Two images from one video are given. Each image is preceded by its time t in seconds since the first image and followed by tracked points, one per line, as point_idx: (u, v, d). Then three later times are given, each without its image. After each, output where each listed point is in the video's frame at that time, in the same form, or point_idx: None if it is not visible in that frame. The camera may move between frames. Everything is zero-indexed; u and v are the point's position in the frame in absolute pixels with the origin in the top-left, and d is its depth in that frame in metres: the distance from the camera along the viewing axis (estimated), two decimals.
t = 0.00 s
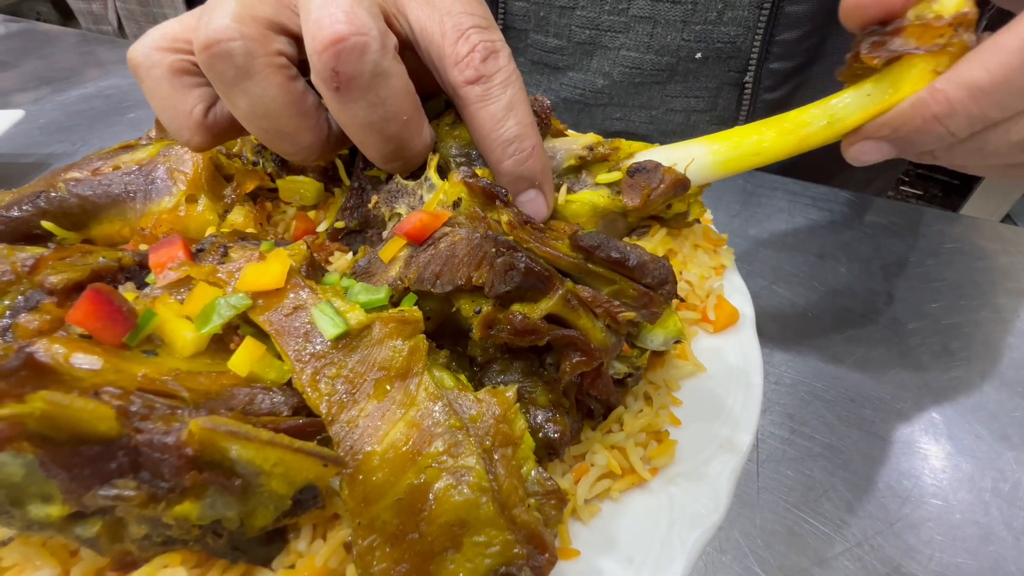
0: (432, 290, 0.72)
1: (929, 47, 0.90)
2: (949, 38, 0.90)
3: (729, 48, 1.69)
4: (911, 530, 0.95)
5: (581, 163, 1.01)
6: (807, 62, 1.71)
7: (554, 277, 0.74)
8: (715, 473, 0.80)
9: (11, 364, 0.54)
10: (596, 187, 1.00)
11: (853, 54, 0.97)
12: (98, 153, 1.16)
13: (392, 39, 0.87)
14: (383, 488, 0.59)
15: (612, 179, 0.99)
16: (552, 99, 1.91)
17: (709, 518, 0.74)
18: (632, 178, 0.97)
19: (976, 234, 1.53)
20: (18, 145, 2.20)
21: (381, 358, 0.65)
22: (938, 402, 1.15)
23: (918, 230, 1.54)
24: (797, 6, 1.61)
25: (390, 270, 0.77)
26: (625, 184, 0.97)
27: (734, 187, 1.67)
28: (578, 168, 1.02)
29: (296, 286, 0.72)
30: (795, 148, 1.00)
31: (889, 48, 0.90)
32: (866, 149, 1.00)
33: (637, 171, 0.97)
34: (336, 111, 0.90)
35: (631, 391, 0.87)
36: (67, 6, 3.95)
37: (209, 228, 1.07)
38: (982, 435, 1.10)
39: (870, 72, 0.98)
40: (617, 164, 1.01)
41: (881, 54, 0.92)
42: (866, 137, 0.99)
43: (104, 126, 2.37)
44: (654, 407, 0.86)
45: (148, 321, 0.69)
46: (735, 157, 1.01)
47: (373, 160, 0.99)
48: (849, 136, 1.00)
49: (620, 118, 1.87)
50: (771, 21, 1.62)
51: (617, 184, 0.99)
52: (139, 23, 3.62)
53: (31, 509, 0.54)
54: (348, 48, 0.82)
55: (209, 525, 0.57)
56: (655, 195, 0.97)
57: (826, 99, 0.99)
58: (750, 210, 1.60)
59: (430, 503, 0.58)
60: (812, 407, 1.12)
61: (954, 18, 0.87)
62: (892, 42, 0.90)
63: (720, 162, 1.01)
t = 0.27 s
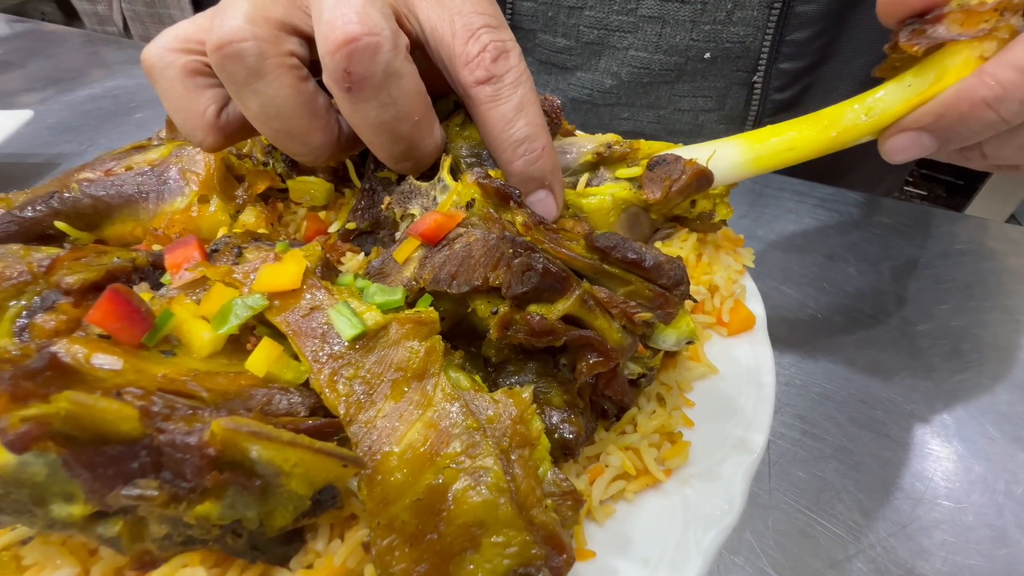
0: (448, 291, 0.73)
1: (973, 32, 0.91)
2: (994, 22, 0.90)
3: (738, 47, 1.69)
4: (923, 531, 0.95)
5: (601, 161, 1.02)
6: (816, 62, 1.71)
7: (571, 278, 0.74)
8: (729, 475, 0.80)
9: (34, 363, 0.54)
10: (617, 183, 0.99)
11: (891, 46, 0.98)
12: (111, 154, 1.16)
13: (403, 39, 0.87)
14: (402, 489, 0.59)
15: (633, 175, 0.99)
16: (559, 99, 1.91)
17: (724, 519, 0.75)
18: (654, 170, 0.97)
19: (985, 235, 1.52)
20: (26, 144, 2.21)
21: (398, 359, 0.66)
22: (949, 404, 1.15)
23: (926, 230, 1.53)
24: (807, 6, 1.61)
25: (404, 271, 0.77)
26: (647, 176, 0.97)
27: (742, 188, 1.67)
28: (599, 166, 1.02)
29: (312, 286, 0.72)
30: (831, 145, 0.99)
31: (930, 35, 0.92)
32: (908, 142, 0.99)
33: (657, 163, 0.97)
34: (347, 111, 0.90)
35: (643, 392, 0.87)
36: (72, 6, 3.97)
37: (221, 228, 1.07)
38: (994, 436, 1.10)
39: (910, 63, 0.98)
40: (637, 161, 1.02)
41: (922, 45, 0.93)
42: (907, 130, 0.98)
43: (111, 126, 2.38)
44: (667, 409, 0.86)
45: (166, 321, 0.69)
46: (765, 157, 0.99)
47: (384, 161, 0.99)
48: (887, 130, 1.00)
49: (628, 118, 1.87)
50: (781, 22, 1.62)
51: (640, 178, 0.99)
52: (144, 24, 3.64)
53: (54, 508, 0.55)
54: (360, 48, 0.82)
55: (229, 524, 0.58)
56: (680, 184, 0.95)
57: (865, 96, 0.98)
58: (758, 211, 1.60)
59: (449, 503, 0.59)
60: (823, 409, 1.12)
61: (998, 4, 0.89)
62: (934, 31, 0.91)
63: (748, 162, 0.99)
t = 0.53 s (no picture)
0: (473, 293, 0.74)
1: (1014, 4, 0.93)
2: None
3: (748, 48, 1.69)
4: (939, 532, 0.95)
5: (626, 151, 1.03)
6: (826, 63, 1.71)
7: (595, 280, 0.75)
8: (747, 476, 0.80)
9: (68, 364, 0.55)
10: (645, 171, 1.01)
11: (930, 24, 1.01)
12: (129, 156, 1.18)
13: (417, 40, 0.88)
14: (430, 488, 0.60)
15: (659, 164, 1.01)
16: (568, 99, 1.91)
17: (743, 520, 0.75)
18: (681, 159, 0.99)
19: (994, 235, 1.53)
20: (38, 145, 2.23)
21: (423, 359, 0.66)
22: (962, 405, 1.15)
23: (936, 232, 1.54)
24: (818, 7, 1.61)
25: (426, 272, 0.78)
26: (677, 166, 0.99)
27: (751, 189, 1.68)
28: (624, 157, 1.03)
29: (337, 288, 0.73)
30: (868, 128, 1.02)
31: (969, 10, 0.94)
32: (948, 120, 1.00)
33: (683, 152, 1.00)
34: (360, 110, 0.90)
35: (661, 392, 0.87)
36: (79, 7, 3.99)
37: (239, 230, 1.08)
38: (1007, 438, 1.10)
39: (950, 38, 1.01)
40: (662, 150, 1.03)
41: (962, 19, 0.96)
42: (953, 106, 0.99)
43: (120, 127, 2.39)
44: (685, 409, 0.86)
45: (193, 322, 0.70)
46: (799, 143, 1.03)
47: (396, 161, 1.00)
48: (931, 107, 1.01)
49: (637, 119, 1.88)
50: (791, 23, 1.63)
51: (667, 166, 1.01)
52: (151, 26, 3.66)
53: (90, 506, 0.56)
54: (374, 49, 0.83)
55: (260, 523, 0.59)
56: (709, 171, 0.98)
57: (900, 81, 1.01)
58: (768, 212, 1.60)
59: (476, 502, 0.60)
60: (836, 410, 1.12)
61: None
62: (974, 5, 0.94)
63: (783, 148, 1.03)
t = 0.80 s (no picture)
0: (477, 281, 0.73)
1: None
2: None
3: (753, 45, 1.68)
4: (945, 530, 0.94)
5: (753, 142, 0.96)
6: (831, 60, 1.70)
7: (600, 264, 0.74)
8: (751, 471, 0.80)
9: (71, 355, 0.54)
10: (778, 166, 0.94)
11: None
12: (131, 151, 1.19)
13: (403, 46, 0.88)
14: (435, 479, 0.60)
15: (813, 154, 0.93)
16: (572, 96, 1.91)
17: (747, 515, 0.75)
18: (831, 159, 0.91)
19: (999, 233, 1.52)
20: (41, 143, 2.23)
21: (426, 352, 0.67)
22: (967, 402, 1.15)
23: (940, 230, 1.53)
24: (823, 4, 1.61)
25: (428, 265, 0.78)
26: (833, 161, 0.91)
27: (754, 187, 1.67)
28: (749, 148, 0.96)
29: (338, 281, 0.73)
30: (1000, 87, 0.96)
31: None
32: None
33: (837, 151, 0.91)
34: (349, 117, 0.91)
35: (663, 387, 0.87)
36: (82, 6, 4.00)
37: (240, 224, 1.08)
38: (1014, 436, 1.09)
39: None
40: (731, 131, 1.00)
41: None
42: None
43: (124, 125, 2.40)
44: (688, 404, 0.86)
45: (194, 315, 0.69)
46: (925, 100, 0.94)
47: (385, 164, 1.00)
48: None
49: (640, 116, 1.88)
50: (798, 19, 1.62)
51: (801, 161, 0.94)
52: (154, 25, 3.67)
53: (92, 499, 0.55)
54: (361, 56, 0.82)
55: (263, 516, 0.59)
56: (846, 174, 0.92)
57: None
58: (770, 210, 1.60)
59: (481, 493, 0.60)
60: (840, 407, 1.12)
61: None
62: None
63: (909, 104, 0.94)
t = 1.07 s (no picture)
0: (472, 285, 0.75)
1: None
2: None
3: (756, 47, 1.70)
4: (933, 529, 0.96)
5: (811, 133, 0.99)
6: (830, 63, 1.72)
7: (591, 269, 0.76)
8: (741, 469, 0.81)
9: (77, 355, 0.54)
10: (838, 161, 0.96)
11: None
12: (135, 153, 1.20)
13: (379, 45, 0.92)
14: (429, 475, 0.62)
15: (872, 143, 0.97)
16: (575, 99, 1.93)
17: (736, 512, 0.76)
18: (889, 148, 0.96)
19: (993, 235, 1.54)
20: (45, 144, 2.25)
21: (421, 352, 0.68)
22: (959, 402, 1.16)
23: (935, 233, 1.54)
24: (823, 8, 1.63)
25: (424, 267, 0.80)
26: (891, 151, 0.96)
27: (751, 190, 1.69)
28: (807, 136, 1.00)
29: (336, 283, 0.75)
30: None
31: None
32: None
33: (893, 142, 0.96)
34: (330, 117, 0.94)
35: (655, 387, 0.88)
36: (86, 9, 4.03)
37: (241, 226, 1.09)
38: (1004, 436, 1.10)
39: None
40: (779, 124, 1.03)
41: None
42: None
43: (127, 126, 2.42)
44: (679, 404, 0.87)
45: (195, 316, 0.71)
46: (993, 79, 0.98)
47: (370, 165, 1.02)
48: None
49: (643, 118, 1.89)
50: (802, 22, 1.64)
51: (858, 155, 0.98)
52: (157, 28, 3.69)
53: (95, 494, 0.57)
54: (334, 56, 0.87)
55: (262, 511, 0.60)
56: (895, 168, 0.98)
57: None
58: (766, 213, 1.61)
59: (473, 490, 0.62)
60: (832, 407, 1.13)
61: None
62: None
63: (972, 87, 0.98)
